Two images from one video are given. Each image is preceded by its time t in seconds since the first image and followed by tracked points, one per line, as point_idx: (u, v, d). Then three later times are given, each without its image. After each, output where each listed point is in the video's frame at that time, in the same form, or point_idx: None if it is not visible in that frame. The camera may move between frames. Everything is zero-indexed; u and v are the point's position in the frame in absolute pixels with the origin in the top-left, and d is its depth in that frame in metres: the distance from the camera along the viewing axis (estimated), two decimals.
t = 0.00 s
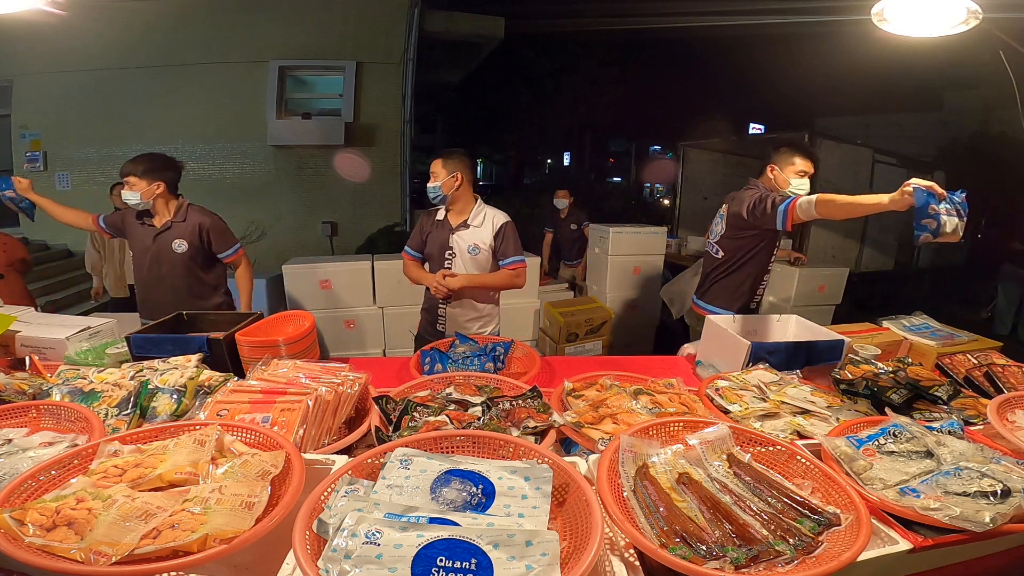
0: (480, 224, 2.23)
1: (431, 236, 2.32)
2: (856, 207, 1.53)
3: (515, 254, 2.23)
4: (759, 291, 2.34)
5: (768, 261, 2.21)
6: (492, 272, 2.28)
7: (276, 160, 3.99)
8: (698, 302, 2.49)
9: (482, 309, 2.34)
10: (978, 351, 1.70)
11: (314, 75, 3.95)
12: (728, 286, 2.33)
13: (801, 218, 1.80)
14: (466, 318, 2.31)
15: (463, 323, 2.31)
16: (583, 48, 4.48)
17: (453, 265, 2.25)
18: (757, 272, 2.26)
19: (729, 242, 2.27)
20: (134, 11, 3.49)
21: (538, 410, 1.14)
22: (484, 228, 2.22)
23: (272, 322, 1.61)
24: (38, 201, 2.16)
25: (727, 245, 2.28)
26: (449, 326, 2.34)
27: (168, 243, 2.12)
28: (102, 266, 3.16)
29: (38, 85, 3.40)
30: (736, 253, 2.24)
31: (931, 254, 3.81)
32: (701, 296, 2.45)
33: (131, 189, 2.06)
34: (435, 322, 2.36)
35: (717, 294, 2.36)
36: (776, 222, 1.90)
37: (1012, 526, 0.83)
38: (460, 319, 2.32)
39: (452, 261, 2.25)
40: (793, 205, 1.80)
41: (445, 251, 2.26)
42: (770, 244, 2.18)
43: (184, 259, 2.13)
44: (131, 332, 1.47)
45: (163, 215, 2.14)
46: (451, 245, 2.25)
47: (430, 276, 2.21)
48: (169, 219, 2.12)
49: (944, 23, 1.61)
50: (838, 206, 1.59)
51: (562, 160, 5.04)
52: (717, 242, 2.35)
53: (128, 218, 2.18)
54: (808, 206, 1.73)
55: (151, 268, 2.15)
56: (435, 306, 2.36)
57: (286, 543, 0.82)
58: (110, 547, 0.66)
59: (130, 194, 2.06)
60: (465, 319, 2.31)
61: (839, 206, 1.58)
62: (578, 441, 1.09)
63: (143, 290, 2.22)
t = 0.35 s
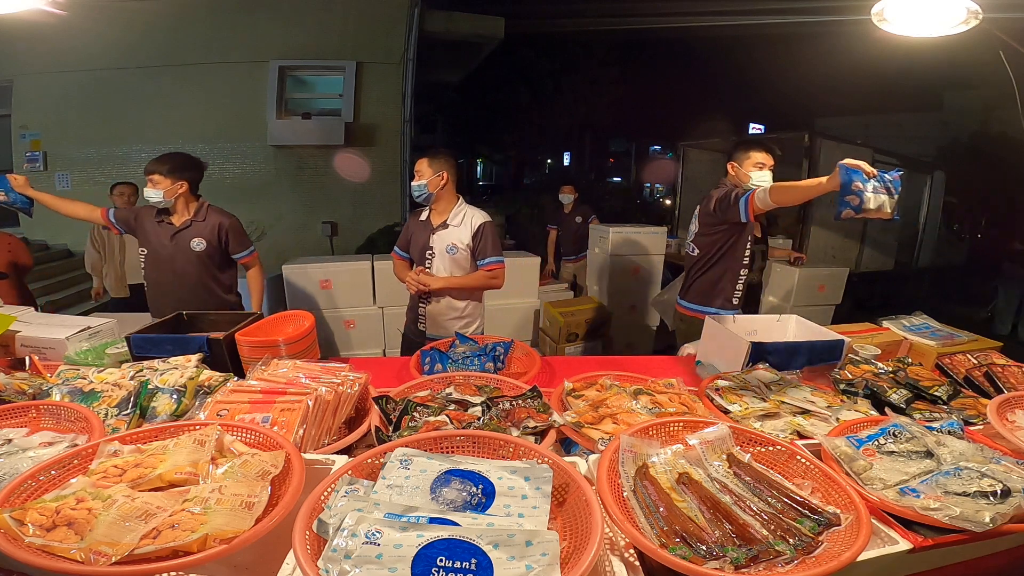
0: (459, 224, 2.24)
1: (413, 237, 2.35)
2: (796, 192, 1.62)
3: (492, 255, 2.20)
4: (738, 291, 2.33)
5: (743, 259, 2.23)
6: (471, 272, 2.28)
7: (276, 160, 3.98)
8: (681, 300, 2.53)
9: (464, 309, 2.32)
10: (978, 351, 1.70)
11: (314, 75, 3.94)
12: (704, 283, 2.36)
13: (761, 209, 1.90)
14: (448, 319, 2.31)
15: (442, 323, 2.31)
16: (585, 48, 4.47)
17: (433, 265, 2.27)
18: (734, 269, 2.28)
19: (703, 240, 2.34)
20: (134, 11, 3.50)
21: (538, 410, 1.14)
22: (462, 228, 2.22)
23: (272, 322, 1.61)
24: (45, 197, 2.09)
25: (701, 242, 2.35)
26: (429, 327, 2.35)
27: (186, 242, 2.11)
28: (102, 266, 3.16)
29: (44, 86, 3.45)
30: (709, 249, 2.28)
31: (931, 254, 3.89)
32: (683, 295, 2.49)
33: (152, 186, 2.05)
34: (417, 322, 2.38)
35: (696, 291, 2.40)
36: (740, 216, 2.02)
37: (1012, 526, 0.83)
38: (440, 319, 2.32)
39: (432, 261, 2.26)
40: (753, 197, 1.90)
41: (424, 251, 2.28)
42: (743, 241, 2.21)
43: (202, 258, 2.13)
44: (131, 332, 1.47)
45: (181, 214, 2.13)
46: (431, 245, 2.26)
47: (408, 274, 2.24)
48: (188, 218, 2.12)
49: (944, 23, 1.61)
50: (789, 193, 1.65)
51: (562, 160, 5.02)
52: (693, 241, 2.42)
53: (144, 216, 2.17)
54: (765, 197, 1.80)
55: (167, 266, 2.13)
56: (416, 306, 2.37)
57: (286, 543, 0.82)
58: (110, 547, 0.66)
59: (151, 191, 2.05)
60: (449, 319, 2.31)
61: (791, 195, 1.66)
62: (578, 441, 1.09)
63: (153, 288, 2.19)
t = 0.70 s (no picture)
0: (451, 223, 2.26)
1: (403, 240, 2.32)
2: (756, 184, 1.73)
3: (485, 253, 2.28)
4: (696, 284, 2.39)
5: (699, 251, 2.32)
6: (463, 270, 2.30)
7: (276, 160, 3.98)
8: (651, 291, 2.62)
9: (457, 307, 2.37)
10: (978, 351, 1.71)
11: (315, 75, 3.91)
12: (665, 273, 2.47)
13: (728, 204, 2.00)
14: (444, 318, 2.35)
15: (438, 325, 2.35)
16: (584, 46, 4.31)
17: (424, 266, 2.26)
18: (691, 261, 2.37)
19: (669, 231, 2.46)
20: (133, 11, 3.53)
21: (538, 410, 1.14)
22: (456, 227, 2.24)
23: (272, 321, 1.60)
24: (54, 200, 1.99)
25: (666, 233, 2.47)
26: (425, 328, 2.36)
27: (208, 245, 2.11)
28: (102, 266, 3.15)
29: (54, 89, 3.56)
30: (673, 239, 2.40)
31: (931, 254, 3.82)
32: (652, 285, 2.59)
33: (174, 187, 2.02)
34: (411, 322, 2.36)
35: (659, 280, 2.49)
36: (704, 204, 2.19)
37: (1012, 526, 0.83)
38: (435, 322, 2.35)
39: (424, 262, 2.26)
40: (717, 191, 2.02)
41: (417, 252, 2.27)
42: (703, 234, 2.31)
43: (224, 261, 2.14)
44: (131, 332, 1.47)
45: (200, 215, 2.11)
46: (423, 246, 2.26)
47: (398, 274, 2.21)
48: (210, 220, 2.11)
49: (944, 23, 1.61)
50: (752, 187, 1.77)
51: (562, 159, 5.06)
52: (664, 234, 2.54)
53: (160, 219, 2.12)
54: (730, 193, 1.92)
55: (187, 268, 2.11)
56: (410, 307, 2.36)
57: (286, 542, 0.82)
58: (110, 547, 0.66)
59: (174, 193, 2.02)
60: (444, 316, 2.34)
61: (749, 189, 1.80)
62: (578, 441, 1.09)
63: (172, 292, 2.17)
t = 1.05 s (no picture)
0: (450, 222, 2.29)
1: (400, 240, 2.30)
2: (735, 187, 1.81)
3: (485, 249, 2.31)
4: (684, 288, 2.45)
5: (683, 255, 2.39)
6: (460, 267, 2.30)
7: (276, 160, 3.98)
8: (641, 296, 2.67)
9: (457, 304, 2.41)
10: (978, 351, 1.71)
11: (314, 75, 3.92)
12: (653, 278, 2.53)
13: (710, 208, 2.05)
14: (446, 316, 2.39)
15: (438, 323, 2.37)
16: (583, 48, 4.48)
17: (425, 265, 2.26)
18: (677, 264, 2.43)
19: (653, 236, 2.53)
20: (134, 11, 3.50)
21: (538, 410, 1.14)
22: (454, 226, 2.28)
23: (272, 322, 1.60)
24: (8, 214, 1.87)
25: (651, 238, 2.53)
26: (426, 327, 2.37)
27: (191, 249, 2.08)
28: (102, 266, 3.16)
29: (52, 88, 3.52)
30: (657, 244, 2.46)
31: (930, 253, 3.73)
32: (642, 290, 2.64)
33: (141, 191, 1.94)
34: (412, 323, 2.36)
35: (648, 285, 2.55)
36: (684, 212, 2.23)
37: (1012, 526, 0.83)
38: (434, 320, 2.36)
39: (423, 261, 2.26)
40: (701, 191, 2.04)
41: (415, 252, 2.26)
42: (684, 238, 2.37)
43: (211, 264, 2.12)
44: (131, 332, 1.47)
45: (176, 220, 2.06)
46: (422, 246, 2.26)
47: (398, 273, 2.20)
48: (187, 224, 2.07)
49: (944, 23, 1.61)
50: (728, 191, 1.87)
51: (562, 160, 4.82)
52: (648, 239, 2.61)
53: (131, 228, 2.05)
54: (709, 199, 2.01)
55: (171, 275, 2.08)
56: (409, 307, 2.35)
57: (287, 542, 0.82)
58: (110, 547, 0.66)
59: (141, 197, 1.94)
60: (446, 312, 2.38)
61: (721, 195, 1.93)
62: (578, 441, 1.09)
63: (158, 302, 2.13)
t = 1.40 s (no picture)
0: (450, 221, 2.31)
1: (398, 240, 2.28)
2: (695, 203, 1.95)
3: (485, 249, 2.34)
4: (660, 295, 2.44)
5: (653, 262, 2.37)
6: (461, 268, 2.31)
7: (276, 160, 3.97)
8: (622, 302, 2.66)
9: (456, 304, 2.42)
10: (979, 351, 1.71)
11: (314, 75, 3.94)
12: (631, 284, 2.52)
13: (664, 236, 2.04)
14: (446, 316, 2.39)
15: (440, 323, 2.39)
16: (584, 46, 4.26)
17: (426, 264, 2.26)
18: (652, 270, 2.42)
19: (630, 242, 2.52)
20: (134, 11, 3.45)
21: (538, 410, 1.14)
22: (454, 225, 2.29)
23: (272, 322, 1.60)
24: None
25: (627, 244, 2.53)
26: (427, 328, 2.37)
27: (170, 251, 2.01)
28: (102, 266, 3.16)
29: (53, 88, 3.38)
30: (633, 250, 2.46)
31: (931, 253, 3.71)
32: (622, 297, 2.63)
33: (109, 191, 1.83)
34: (413, 323, 2.35)
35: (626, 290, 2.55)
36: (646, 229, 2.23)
37: (1012, 526, 0.83)
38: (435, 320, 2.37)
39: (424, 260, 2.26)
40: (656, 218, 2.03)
41: (415, 251, 2.26)
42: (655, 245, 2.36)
43: (193, 265, 2.06)
44: (131, 332, 1.47)
45: (151, 221, 1.98)
46: (423, 245, 2.26)
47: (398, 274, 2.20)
48: (164, 224, 1.99)
49: (944, 23, 1.61)
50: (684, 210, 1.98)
51: (562, 160, 4.90)
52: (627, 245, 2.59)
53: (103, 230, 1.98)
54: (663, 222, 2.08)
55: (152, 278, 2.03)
56: (409, 306, 2.35)
57: (287, 542, 0.82)
58: (110, 547, 0.66)
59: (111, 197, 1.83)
60: (446, 311, 2.39)
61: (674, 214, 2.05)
62: (578, 441, 1.09)
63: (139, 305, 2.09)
